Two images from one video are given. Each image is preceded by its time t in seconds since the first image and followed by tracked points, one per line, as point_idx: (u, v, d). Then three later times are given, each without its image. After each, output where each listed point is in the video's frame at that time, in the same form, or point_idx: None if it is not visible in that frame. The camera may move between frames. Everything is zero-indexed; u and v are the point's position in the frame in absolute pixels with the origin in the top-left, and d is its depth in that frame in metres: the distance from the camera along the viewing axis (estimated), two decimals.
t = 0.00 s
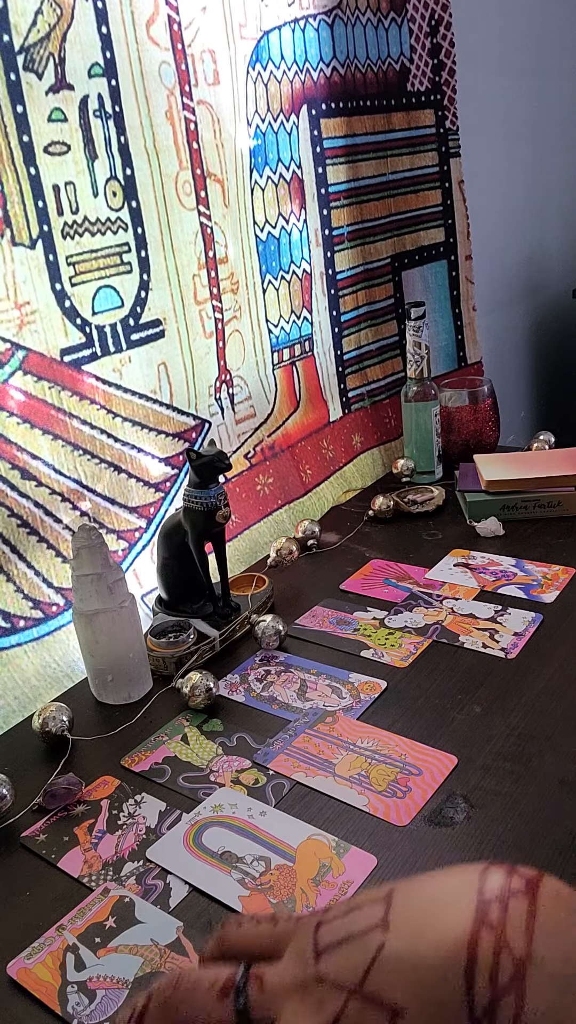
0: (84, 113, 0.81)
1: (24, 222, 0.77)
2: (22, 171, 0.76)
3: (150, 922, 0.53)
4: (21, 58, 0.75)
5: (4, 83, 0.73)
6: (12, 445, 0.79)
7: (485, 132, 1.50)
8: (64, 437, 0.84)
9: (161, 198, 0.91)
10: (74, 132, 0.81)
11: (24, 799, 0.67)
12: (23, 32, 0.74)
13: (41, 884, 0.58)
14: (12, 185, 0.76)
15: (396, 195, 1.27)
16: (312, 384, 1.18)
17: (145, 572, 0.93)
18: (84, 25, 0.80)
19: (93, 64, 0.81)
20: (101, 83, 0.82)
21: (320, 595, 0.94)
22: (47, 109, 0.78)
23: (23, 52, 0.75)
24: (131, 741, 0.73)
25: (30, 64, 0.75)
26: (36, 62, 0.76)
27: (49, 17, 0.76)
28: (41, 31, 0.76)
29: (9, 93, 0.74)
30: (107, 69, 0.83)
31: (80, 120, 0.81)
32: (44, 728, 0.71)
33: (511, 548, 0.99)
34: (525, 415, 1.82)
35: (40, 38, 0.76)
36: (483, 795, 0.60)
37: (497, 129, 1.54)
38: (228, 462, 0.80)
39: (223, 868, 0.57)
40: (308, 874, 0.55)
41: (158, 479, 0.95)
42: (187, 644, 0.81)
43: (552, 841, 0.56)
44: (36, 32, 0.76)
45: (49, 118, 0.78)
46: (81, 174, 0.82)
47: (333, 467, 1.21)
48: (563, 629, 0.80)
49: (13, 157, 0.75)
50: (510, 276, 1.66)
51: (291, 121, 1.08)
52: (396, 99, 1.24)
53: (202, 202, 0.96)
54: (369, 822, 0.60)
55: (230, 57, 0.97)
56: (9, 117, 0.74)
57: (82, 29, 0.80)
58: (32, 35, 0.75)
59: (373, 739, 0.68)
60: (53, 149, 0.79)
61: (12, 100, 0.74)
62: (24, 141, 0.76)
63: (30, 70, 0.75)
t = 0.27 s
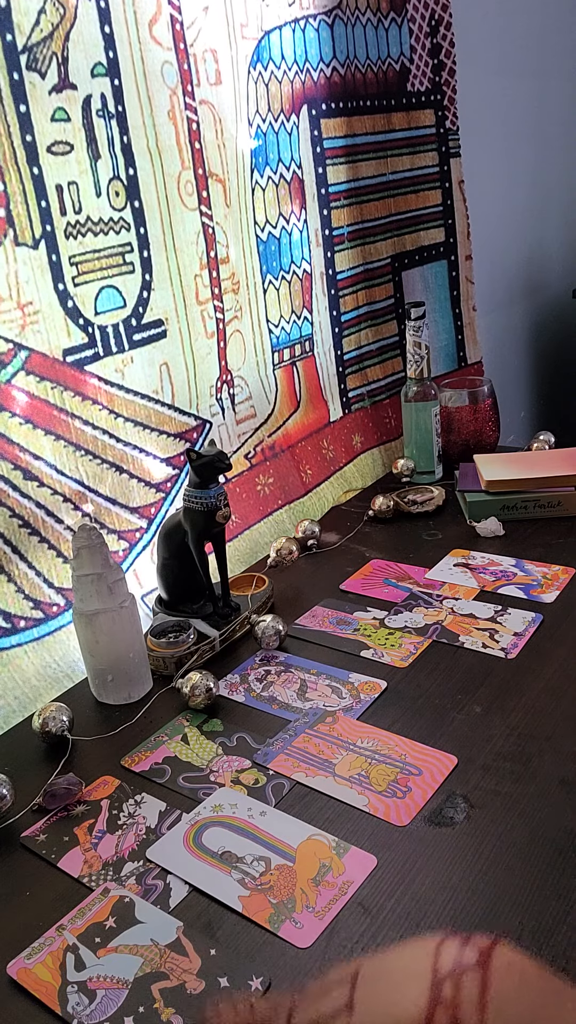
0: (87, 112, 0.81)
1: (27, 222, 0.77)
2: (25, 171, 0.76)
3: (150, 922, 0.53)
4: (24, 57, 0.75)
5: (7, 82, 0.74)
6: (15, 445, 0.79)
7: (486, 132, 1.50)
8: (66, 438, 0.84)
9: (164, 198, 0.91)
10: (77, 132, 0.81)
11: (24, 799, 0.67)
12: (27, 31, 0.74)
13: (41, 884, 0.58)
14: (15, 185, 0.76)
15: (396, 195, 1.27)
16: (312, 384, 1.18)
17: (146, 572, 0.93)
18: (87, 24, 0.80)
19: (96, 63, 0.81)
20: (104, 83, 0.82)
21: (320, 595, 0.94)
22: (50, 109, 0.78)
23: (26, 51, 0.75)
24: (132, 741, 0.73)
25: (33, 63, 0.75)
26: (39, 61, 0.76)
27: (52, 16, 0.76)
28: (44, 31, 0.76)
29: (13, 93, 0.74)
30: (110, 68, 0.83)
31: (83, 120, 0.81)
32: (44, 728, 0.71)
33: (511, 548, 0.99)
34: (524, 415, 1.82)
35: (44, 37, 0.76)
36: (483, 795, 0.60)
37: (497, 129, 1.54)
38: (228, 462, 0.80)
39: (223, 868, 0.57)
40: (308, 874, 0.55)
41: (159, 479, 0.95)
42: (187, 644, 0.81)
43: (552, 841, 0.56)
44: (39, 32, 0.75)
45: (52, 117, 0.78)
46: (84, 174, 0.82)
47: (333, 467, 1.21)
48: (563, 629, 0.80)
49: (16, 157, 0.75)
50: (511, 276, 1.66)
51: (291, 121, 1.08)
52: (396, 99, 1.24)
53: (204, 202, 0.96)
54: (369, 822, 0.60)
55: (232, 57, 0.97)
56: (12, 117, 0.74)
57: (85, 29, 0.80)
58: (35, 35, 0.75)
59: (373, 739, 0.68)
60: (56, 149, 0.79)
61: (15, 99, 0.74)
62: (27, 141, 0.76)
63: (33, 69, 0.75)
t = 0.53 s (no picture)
0: (90, 112, 0.81)
1: (30, 222, 0.77)
2: (28, 170, 0.76)
3: (150, 922, 0.53)
4: (27, 57, 0.75)
5: (11, 82, 0.74)
6: (18, 446, 0.79)
7: (486, 132, 1.50)
8: (68, 438, 0.84)
9: (167, 198, 0.91)
10: (80, 132, 0.81)
11: (24, 799, 0.67)
12: (30, 30, 0.74)
13: (42, 884, 0.58)
14: (18, 184, 0.76)
15: (395, 195, 1.27)
16: (312, 384, 1.18)
17: (146, 572, 0.93)
18: (90, 23, 0.80)
19: (99, 62, 0.81)
20: (107, 82, 0.82)
21: (320, 595, 0.94)
22: (53, 108, 0.78)
23: (29, 50, 0.75)
24: (132, 741, 0.73)
25: (36, 62, 0.75)
26: (42, 60, 0.76)
27: (55, 16, 0.76)
28: (47, 30, 0.76)
29: (16, 93, 0.74)
30: (113, 67, 0.83)
31: (86, 119, 0.81)
32: (44, 728, 0.71)
33: (511, 548, 0.99)
34: (524, 415, 1.82)
35: (47, 36, 0.76)
36: (483, 795, 0.60)
37: (497, 129, 1.54)
38: (228, 462, 0.80)
39: (223, 868, 0.57)
40: (308, 874, 0.56)
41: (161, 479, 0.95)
42: (187, 644, 0.81)
43: (551, 841, 0.56)
44: (42, 31, 0.75)
45: (55, 117, 0.78)
46: (87, 173, 0.82)
47: (333, 467, 1.21)
48: (563, 629, 0.80)
49: (20, 157, 0.75)
50: (511, 276, 1.66)
51: (291, 121, 1.08)
52: (396, 99, 1.24)
53: (206, 201, 0.96)
54: (369, 822, 0.60)
55: (233, 57, 0.97)
56: (15, 116, 0.74)
57: (88, 28, 0.80)
58: (38, 34, 0.75)
59: (373, 739, 0.68)
60: (60, 148, 0.79)
61: (18, 98, 0.74)
62: (30, 140, 0.76)
63: (36, 68, 0.76)
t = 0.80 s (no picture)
0: (93, 111, 0.81)
1: (33, 221, 0.77)
2: (31, 170, 0.76)
3: (150, 922, 0.53)
4: (30, 56, 0.75)
5: (13, 82, 0.74)
6: (21, 447, 0.79)
7: (486, 132, 1.50)
8: (72, 438, 0.84)
9: (169, 198, 0.91)
10: (83, 131, 0.81)
11: (24, 799, 0.67)
12: (32, 30, 0.74)
13: (42, 884, 0.58)
14: (21, 184, 0.76)
15: (396, 195, 1.27)
16: (313, 384, 1.18)
17: (147, 572, 0.93)
18: (92, 23, 0.80)
19: (102, 62, 0.81)
20: (110, 81, 0.82)
21: (320, 595, 0.94)
22: (56, 107, 0.78)
23: (32, 50, 0.75)
24: (132, 741, 0.73)
25: (38, 62, 0.75)
26: (45, 60, 0.76)
27: (57, 15, 0.76)
28: (50, 29, 0.76)
29: (19, 92, 0.74)
30: (116, 67, 0.83)
31: (89, 119, 0.81)
32: (44, 728, 0.71)
33: (511, 548, 0.99)
34: (525, 415, 1.82)
35: (49, 36, 0.76)
36: (483, 795, 0.61)
37: (498, 129, 1.54)
38: (228, 462, 0.80)
39: (223, 868, 0.57)
40: (308, 874, 0.56)
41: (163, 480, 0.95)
42: (187, 644, 0.81)
43: (551, 840, 0.56)
44: (45, 30, 0.75)
45: (58, 116, 0.78)
46: (90, 173, 0.82)
47: (334, 467, 1.21)
48: (563, 629, 0.80)
49: (23, 156, 0.75)
50: (511, 276, 1.66)
51: (292, 120, 1.08)
52: (396, 99, 1.24)
53: (208, 201, 0.96)
54: (370, 822, 0.60)
55: (235, 57, 0.97)
56: (18, 116, 0.74)
57: (91, 27, 0.80)
58: (41, 33, 0.75)
59: (373, 739, 0.68)
60: (63, 148, 0.79)
61: (22, 98, 0.74)
62: (33, 140, 0.76)
63: (39, 68, 0.76)
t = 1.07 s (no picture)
0: (96, 111, 0.81)
1: (36, 221, 0.77)
2: (34, 170, 0.76)
3: (150, 922, 0.53)
4: (32, 55, 0.75)
5: (16, 81, 0.74)
6: (25, 448, 0.79)
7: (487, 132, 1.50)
8: (75, 438, 0.84)
9: (172, 197, 0.91)
10: (86, 130, 0.81)
11: (24, 800, 0.67)
12: (34, 29, 0.74)
13: (42, 884, 0.58)
14: (24, 183, 0.76)
15: (396, 195, 1.27)
16: (314, 384, 1.18)
17: (149, 572, 0.93)
18: (95, 22, 0.80)
19: (104, 61, 0.81)
20: (112, 81, 0.82)
21: (320, 595, 0.94)
22: (59, 107, 0.78)
23: (34, 49, 0.75)
24: (132, 741, 0.73)
25: (41, 61, 0.75)
26: (47, 59, 0.76)
27: (59, 14, 0.76)
28: (52, 28, 0.76)
29: (21, 92, 0.74)
30: (118, 66, 0.83)
31: (91, 118, 0.81)
32: (44, 728, 0.71)
33: (511, 548, 0.99)
34: (525, 416, 1.82)
35: (52, 35, 0.76)
36: (483, 795, 0.60)
37: (498, 129, 1.54)
38: (228, 462, 0.80)
39: (223, 868, 0.57)
40: (308, 873, 0.55)
41: (166, 480, 0.95)
42: (187, 644, 0.81)
43: (551, 840, 0.56)
44: (47, 29, 0.75)
45: (61, 116, 0.78)
46: (93, 172, 0.82)
47: (335, 467, 1.21)
48: (563, 629, 0.80)
49: (25, 156, 0.75)
50: (511, 276, 1.66)
51: (293, 120, 1.08)
52: (396, 99, 1.24)
53: (211, 201, 0.96)
54: (370, 822, 0.60)
55: (237, 57, 0.97)
56: (21, 116, 0.74)
57: (94, 27, 0.80)
58: (43, 32, 0.75)
59: (373, 739, 0.68)
60: (65, 148, 0.79)
61: (24, 98, 0.74)
62: (36, 140, 0.76)
63: (41, 67, 0.76)
